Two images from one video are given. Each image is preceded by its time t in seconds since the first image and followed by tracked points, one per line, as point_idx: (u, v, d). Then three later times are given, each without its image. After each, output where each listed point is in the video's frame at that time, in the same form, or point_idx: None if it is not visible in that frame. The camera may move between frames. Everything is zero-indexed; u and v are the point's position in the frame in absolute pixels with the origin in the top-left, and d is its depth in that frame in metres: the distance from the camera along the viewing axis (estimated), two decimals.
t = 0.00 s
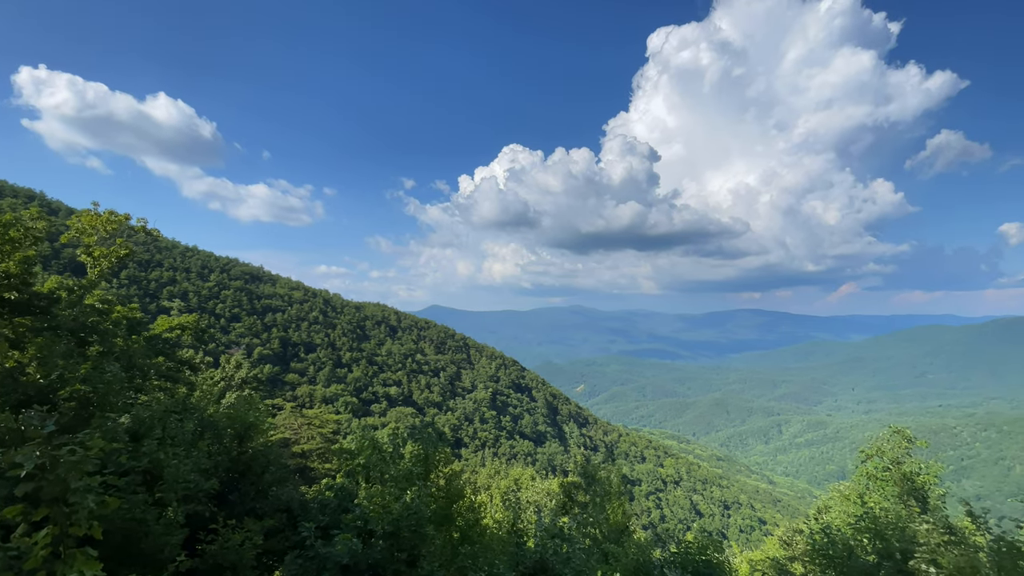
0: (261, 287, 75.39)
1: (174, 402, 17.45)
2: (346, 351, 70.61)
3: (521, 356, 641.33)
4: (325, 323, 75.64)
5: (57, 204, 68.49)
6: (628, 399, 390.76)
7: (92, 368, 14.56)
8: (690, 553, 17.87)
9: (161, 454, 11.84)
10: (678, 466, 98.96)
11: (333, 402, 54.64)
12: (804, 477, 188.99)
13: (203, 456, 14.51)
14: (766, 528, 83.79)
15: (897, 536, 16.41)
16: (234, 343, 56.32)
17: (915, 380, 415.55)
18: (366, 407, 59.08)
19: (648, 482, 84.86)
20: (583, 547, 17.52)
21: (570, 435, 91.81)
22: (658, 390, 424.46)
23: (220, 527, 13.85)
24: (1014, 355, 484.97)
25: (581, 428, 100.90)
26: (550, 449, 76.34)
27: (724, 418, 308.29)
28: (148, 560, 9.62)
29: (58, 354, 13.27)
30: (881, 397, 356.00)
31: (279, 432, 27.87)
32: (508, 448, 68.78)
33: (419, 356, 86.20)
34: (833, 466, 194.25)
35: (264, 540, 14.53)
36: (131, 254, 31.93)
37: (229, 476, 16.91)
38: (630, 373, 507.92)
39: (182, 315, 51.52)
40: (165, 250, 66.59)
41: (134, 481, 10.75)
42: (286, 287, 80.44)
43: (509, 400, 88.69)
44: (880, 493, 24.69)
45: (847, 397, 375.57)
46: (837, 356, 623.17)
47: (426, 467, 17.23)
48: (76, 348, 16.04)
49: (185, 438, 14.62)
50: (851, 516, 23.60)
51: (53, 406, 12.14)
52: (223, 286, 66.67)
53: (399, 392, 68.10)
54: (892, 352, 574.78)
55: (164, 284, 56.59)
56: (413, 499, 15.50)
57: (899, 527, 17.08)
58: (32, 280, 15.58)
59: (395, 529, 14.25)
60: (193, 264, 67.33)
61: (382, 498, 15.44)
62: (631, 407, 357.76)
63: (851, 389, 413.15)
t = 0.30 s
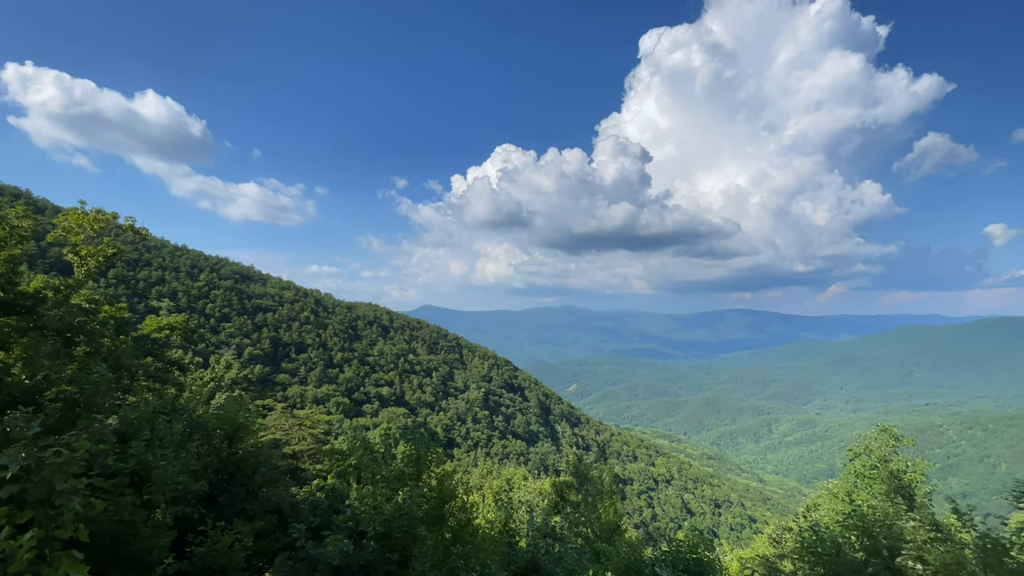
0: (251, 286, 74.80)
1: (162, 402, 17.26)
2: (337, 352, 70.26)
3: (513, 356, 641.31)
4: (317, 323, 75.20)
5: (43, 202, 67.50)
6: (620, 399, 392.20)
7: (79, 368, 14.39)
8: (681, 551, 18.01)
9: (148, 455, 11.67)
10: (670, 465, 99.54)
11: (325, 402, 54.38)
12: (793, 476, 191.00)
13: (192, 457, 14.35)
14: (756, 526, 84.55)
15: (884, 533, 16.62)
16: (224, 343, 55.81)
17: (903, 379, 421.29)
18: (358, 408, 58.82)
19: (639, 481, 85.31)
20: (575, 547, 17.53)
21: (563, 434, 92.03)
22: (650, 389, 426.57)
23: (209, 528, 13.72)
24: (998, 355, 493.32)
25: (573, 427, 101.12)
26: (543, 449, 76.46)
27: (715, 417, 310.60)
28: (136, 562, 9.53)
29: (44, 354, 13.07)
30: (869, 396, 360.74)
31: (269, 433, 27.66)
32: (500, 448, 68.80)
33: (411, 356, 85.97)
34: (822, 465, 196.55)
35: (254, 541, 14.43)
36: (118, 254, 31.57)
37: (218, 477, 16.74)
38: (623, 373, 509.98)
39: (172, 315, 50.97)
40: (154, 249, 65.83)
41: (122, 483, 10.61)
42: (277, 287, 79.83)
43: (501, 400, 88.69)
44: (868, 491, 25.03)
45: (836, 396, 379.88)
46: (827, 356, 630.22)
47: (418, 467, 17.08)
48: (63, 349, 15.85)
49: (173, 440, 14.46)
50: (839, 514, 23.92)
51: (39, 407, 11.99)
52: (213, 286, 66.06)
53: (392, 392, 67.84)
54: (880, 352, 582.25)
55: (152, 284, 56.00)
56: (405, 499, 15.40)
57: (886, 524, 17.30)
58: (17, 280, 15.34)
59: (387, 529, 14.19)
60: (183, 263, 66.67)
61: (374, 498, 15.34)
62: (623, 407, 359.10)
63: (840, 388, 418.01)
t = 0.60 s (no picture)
0: (241, 286, 74.13)
1: (150, 403, 17.04)
2: (329, 352, 69.89)
3: (506, 356, 640.89)
4: (308, 323, 74.73)
5: (27, 200, 66.40)
6: (612, 399, 393.55)
7: (64, 369, 14.18)
8: (672, 550, 18.17)
9: (136, 457, 11.52)
10: (661, 464, 100.18)
11: (316, 403, 54.16)
12: (783, 474, 193.11)
13: (180, 459, 14.21)
14: (747, 524, 85.33)
15: (871, 530, 16.82)
16: (213, 344, 55.24)
17: (890, 378, 427.15)
18: (349, 408, 58.54)
19: (631, 480, 85.77)
20: (566, 546, 17.57)
21: (555, 434, 92.23)
22: (642, 389, 428.71)
23: (198, 530, 13.57)
24: (984, 354, 502.01)
25: (566, 427, 101.38)
26: (535, 449, 76.56)
27: (705, 416, 312.85)
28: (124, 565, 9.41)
29: (29, 355, 12.87)
30: (857, 395, 365.47)
31: (259, 434, 27.47)
32: (493, 448, 68.78)
33: (403, 356, 85.70)
34: (811, 463, 198.77)
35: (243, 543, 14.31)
36: (106, 253, 31.13)
37: (207, 479, 16.58)
38: (615, 373, 512.03)
39: (160, 316, 50.40)
40: (141, 248, 65.00)
41: (109, 485, 10.46)
42: (267, 287, 79.18)
43: (494, 400, 88.67)
44: (855, 489, 25.35)
45: (825, 395, 384.30)
46: (816, 356, 637.00)
47: (410, 468, 17.00)
48: (48, 349, 15.61)
49: (161, 441, 14.29)
50: (827, 511, 24.19)
51: (24, 408, 11.87)
52: (202, 286, 65.40)
53: (383, 393, 67.54)
54: (869, 351, 590.26)
55: (140, 284, 55.33)
56: (396, 500, 15.35)
57: (873, 521, 17.51)
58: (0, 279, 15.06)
59: (378, 530, 14.16)
60: (171, 262, 65.94)
61: (365, 499, 15.24)
62: (614, 406, 360.23)
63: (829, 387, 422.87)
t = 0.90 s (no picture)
0: (232, 286, 73.47)
1: (138, 405, 16.79)
2: (320, 352, 69.51)
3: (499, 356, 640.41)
4: (299, 323, 74.27)
5: (12, 198, 65.27)
6: (605, 399, 394.58)
7: (51, 370, 13.96)
8: (664, 549, 18.26)
9: (124, 458, 11.35)
10: (653, 463, 100.70)
11: (308, 403, 53.91)
12: (773, 473, 194.84)
13: (169, 461, 14.02)
14: (738, 523, 86.01)
15: (860, 528, 17.00)
16: (204, 344, 54.70)
17: (880, 377, 432.49)
18: (341, 409, 58.25)
19: (623, 480, 86.16)
20: (559, 545, 17.58)
21: (548, 434, 92.38)
22: (635, 388, 430.41)
23: (187, 533, 13.44)
24: (970, 353, 509.76)
25: (559, 427, 101.57)
26: (528, 449, 76.62)
27: (697, 415, 314.66)
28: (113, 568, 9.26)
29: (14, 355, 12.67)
30: (846, 394, 369.50)
31: (250, 435, 27.26)
32: (485, 449, 68.75)
33: (396, 356, 85.42)
34: (801, 461, 200.75)
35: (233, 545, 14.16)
36: (94, 252, 30.74)
37: (197, 481, 16.42)
38: (608, 373, 513.84)
39: (149, 316, 49.84)
40: (130, 248, 64.22)
41: (96, 487, 10.28)
42: (258, 286, 78.46)
43: (487, 400, 88.67)
44: (844, 486, 25.65)
45: (815, 394, 388.01)
46: (807, 355, 642.99)
47: (402, 468, 16.90)
48: (34, 350, 15.36)
49: (150, 443, 14.10)
50: (817, 510, 24.43)
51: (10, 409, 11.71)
52: (192, 285, 64.73)
53: (376, 393, 67.27)
54: (858, 350, 597.15)
55: (129, 283, 54.71)
56: (388, 501, 15.28)
57: (862, 519, 17.69)
58: None
59: (370, 531, 14.11)
60: (160, 262, 65.20)
61: (357, 500, 15.17)
62: (607, 406, 361.07)
63: (819, 386, 427.15)
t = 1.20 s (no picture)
0: (221, 285, 72.75)
1: (124, 406, 16.56)
2: (311, 352, 69.07)
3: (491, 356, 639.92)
4: (289, 323, 73.69)
5: None
6: (596, 399, 395.87)
7: (36, 370, 13.74)
8: (654, 547, 18.38)
9: (110, 459, 11.17)
10: (644, 462, 101.21)
11: (298, 404, 53.60)
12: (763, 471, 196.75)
13: (156, 462, 13.84)
14: (727, 521, 86.74)
15: (846, 525, 17.25)
16: (192, 344, 54.04)
17: (867, 376, 438.41)
18: (331, 410, 57.95)
19: (614, 479, 86.59)
20: (550, 545, 17.62)
21: (539, 433, 92.51)
22: (627, 388, 432.36)
23: (174, 535, 13.29)
24: (955, 353, 518.47)
25: (550, 426, 101.74)
26: (520, 448, 76.61)
27: (687, 414, 316.83)
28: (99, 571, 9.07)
29: None
30: (834, 393, 374.22)
31: (239, 436, 27.01)
32: (477, 449, 68.66)
33: (387, 356, 85.10)
34: (789, 460, 202.96)
35: (220, 547, 13.99)
36: (79, 251, 30.26)
37: (185, 482, 16.24)
38: (600, 372, 515.83)
39: (136, 316, 49.19)
40: (117, 246, 63.35)
41: (81, 488, 10.12)
42: (247, 286, 77.67)
43: (478, 400, 88.60)
44: (832, 484, 25.90)
45: (804, 393, 392.36)
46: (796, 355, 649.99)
47: (393, 469, 16.80)
48: (17, 350, 15.07)
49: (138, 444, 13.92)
50: (805, 507, 24.74)
51: None
52: (180, 285, 63.97)
53: (366, 394, 66.90)
54: (846, 350, 604.72)
55: (116, 283, 54.00)
56: (378, 502, 15.20)
57: (849, 517, 17.90)
58: None
59: (360, 532, 14.04)
60: (148, 261, 64.36)
61: (348, 501, 15.06)
62: (598, 405, 362.15)
63: (808, 384, 432.10)
